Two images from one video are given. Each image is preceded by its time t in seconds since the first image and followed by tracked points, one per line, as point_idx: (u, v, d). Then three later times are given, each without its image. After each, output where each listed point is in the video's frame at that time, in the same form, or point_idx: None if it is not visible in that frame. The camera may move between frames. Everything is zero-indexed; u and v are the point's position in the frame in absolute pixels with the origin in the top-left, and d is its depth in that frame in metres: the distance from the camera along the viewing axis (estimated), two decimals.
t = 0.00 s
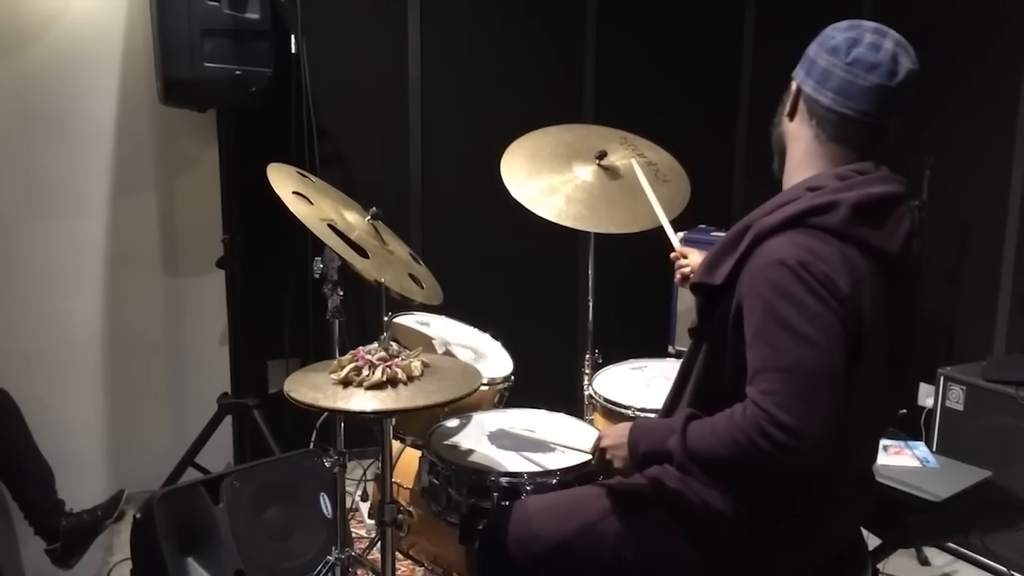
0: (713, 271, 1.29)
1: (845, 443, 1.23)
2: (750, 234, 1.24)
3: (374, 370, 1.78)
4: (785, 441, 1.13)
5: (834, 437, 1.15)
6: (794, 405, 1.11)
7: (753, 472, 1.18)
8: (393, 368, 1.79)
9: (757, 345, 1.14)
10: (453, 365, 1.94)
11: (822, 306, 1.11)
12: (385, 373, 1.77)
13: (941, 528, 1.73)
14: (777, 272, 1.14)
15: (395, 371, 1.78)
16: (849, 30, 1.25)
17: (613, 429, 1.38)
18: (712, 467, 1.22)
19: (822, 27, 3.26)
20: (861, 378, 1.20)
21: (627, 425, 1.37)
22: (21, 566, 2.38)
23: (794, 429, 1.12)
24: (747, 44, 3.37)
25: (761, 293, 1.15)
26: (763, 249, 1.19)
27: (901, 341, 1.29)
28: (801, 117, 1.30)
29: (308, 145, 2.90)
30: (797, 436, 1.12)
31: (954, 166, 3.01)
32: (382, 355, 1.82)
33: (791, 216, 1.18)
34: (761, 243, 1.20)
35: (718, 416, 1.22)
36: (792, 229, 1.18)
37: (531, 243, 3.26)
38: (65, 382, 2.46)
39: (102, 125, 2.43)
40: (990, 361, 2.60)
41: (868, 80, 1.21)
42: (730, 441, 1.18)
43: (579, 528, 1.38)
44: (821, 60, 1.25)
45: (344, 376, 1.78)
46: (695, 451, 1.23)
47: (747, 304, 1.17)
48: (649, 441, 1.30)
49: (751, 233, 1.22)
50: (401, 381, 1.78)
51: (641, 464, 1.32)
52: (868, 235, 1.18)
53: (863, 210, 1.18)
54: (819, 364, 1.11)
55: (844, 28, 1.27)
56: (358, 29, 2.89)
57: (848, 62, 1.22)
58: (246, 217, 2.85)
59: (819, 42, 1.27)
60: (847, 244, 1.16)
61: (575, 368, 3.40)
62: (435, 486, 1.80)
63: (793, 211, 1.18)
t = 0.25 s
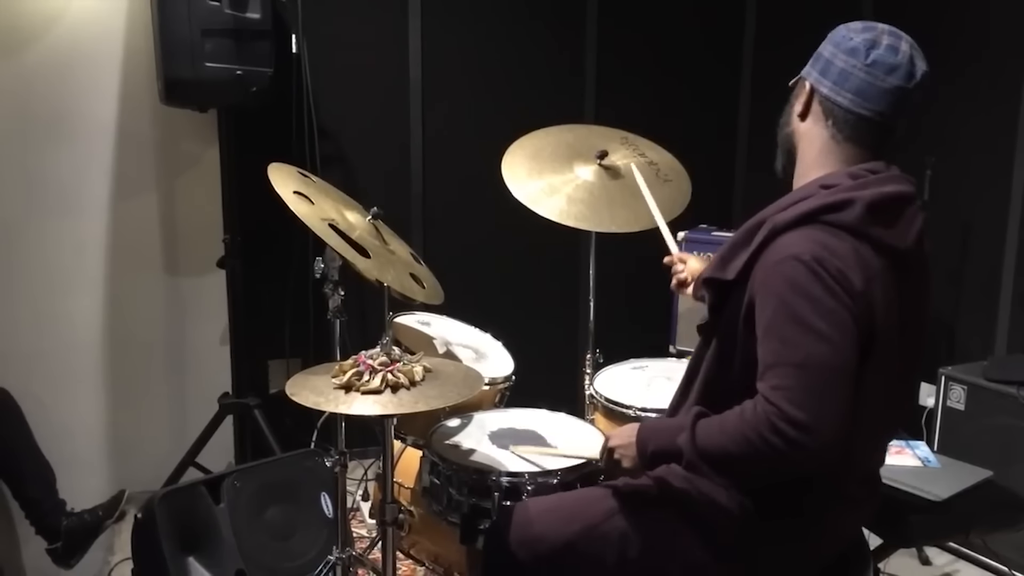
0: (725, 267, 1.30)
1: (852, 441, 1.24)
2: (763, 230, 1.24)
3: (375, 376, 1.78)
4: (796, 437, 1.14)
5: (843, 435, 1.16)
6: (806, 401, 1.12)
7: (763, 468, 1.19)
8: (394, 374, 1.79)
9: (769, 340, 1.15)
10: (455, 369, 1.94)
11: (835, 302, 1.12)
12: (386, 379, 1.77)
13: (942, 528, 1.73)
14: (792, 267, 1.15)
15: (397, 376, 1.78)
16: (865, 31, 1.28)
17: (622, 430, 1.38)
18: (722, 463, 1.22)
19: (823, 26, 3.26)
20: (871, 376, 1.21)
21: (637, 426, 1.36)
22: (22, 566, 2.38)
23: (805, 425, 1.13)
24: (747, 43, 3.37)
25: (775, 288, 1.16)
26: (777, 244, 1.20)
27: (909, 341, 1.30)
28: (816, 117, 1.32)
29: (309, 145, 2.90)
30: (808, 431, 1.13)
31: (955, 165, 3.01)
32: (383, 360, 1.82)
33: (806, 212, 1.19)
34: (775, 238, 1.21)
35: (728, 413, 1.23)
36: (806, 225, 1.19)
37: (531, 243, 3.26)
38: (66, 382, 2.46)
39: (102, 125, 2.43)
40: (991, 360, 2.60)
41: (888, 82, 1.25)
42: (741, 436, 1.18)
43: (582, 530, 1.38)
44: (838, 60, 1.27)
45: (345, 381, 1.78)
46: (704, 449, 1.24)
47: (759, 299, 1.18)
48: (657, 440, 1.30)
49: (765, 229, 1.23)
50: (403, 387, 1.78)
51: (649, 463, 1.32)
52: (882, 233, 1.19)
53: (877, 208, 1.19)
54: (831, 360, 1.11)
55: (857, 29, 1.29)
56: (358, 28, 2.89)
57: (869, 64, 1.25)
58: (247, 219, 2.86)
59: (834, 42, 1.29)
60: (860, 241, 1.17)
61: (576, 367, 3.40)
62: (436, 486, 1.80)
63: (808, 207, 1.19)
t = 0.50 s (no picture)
0: (731, 267, 1.29)
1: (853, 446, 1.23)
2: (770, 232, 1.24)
3: (375, 375, 1.78)
4: (797, 440, 1.13)
5: (844, 439, 1.15)
6: (808, 405, 1.12)
7: (764, 472, 1.19)
8: (394, 373, 1.79)
9: (773, 343, 1.15)
10: (455, 369, 1.94)
11: (841, 307, 1.12)
12: (385, 378, 1.77)
13: (942, 527, 1.73)
14: (799, 269, 1.15)
15: (396, 376, 1.78)
16: (877, 33, 1.27)
17: (624, 423, 1.38)
18: (724, 465, 1.22)
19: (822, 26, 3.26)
20: (874, 382, 1.20)
21: (638, 419, 1.37)
22: (22, 566, 2.38)
23: (806, 428, 1.12)
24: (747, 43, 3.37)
25: (781, 290, 1.15)
26: (784, 246, 1.19)
27: (911, 349, 1.30)
28: (824, 117, 1.32)
29: (309, 144, 2.90)
30: (808, 435, 1.13)
31: (955, 165, 3.00)
32: (382, 360, 1.82)
33: (815, 215, 1.19)
34: (782, 240, 1.20)
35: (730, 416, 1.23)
36: (814, 229, 1.19)
37: (531, 242, 3.26)
38: (66, 382, 2.46)
39: (102, 126, 2.43)
40: (991, 360, 2.60)
41: (900, 87, 1.25)
42: (743, 439, 1.18)
43: (582, 527, 1.38)
44: (850, 63, 1.27)
45: (344, 381, 1.78)
46: (706, 450, 1.23)
47: (765, 301, 1.18)
48: (659, 436, 1.30)
49: (773, 231, 1.23)
50: (403, 386, 1.78)
51: (649, 458, 1.32)
52: (888, 239, 1.19)
53: (884, 214, 1.19)
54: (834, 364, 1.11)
55: (869, 30, 1.29)
56: (358, 28, 2.88)
57: (882, 68, 1.25)
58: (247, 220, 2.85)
59: (846, 44, 1.29)
60: (867, 247, 1.17)
61: (576, 367, 3.40)
62: (436, 485, 1.80)
63: (817, 211, 1.19)
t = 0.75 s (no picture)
0: (726, 262, 1.30)
1: (849, 441, 1.23)
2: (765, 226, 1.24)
3: (375, 375, 1.78)
4: (789, 434, 1.14)
5: (837, 433, 1.16)
6: (800, 399, 1.12)
7: (758, 466, 1.19)
8: (395, 373, 1.79)
9: (766, 338, 1.15)
10: (455, 368, 1.93)
11: (833, 302, 1.12)
12: (386, 377, 1.77)
13: (942, 526, 1.73)
14: (791, 265, 1.15)
15: (397, 375, 1.78)
16: (879, 35, 1.28)
17: (620, 423, 1.38)
18: (718, 461, 1.22)
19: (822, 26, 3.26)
20: (869, 377, 1.21)
21: (635, 419, 1.37)
22: (23, 566, 2.38)
23: (799, 423, 1.13)
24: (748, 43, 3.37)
25: (773, 285, 1.16)
26: (778, 241, 1.20)
27: (906, 343, 1.30)
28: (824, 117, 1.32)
29: (310, 144, 2.90)
30: (801, 429, 1.13)
31: (955, 164, 3.00)
32: (383, 360, 1.82)
33: (808, 211, 1.19)
34: (775, 235, 1.21)
35: (724, 411, 1.23)
36: (806, 224, 1.19)
37: (532, 242, 3.26)
38: (66, 382, 2.46)
39: (103, 125, 2.43)
40: (991, 359, 2.60)
41: (898, 90, 1.25)
42: (736, 433, 1.19)
43: (583, 526, 1.38)
44: (850, 64, 1.27)
45: (344, 381, 1.78)
46: (701, 446, 1.24)
47: (758, 296, 1.18)
48: (656, 434, 1.30)
49: (766, 226, 1.23)
50: (403, 386, 1.78)
51: (646, 457, 1.32)
52: (881, 234, 1.19)
53: (878, 209, 1.19)
54: (826, 359, 1.12)
55: (871, 31, 1.29)
56: (358, 28, 2.89)
57: (882, 69, 1.25)
58: (246, 218, 2.85)
59: (848, 44, 1.29)
60: (861, 242, 1.18)
61: (577, 366, 3.40)
62: (436, 485, 1.80)
63: (810, 206, 1.19)
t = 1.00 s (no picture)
0: (729, 262, 1.29)
1: (851, 442, 1.23)
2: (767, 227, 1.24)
3: (376, 374, 1.78)
4: (792, 435, 1.13)
5: (840, 435, 1.15)
6: (803, 400, 1.12)
7: (760, 467, 1.19)
8: (395, 373, 1.78)
9: (769, 339, 1.14)
10: (456, 368, 1.93)
11: (836, 302, 1.12)
12: (386, 377, 1.77)
13: (944, 526, 1.73)
14: (794, 265, 1.15)
15: (398, 375, 1.78)
16: (875, 29, 1.28)
17: (621, 428, 1.39)
18: (721, 463, 1.22)
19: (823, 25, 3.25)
20: (872, 378, 1.20)
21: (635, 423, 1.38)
22: (24, 565, 2.38)
23: (802, 424, 1.12)
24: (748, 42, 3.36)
25: (777, 286, 1.15)
26: (780, 242, 1.19)
27: (908, 344, 1.30)
28: (825, 114, 1.32)
29: (310, 143, 2.90)
30: (804, 430, 1.13)
31: (956, 163, 3.00)
32: (384, 359, 1.82)
33: (811, 211, 1.19)
34: (778, 236, 1.20)
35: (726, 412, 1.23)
36: (810, 225, 1.18)
37: (532, 242, 3.25)
38: (66, 381, 2.47)
39: (103, 125, 2.43)
40: (993, 359, 2.60)
41: (900, 81, 1.26)
42: (738, 434, 1.18)
43: (583, 528, 1.38)
44: (850, 59, 1.27)
45: (345, 380, 1.78)
46: (703, 449, 1.23)
47: (761, 296, 1.18)
48: (657, 436, 1.30)
49: (769, 227, 1.22)
50: (404, 385, 1.77)
51: (647, 460, 1.32)
52: (884, 235, 1.19)
53: (881, 210, 1.19)
54: (830, 360, 1.11)
55: (866, 26, 1.30)
56: (359, 27, 2.88)
57: (882, 62, 1.26)
58: (247, 218, 2.85)
59: (845, 40, 1.29)
60: (864, 243, 1.17)
61: (578, 366, 3.39)
62: (438, 485, 1.80)
63: (812, 207, 1.19)
